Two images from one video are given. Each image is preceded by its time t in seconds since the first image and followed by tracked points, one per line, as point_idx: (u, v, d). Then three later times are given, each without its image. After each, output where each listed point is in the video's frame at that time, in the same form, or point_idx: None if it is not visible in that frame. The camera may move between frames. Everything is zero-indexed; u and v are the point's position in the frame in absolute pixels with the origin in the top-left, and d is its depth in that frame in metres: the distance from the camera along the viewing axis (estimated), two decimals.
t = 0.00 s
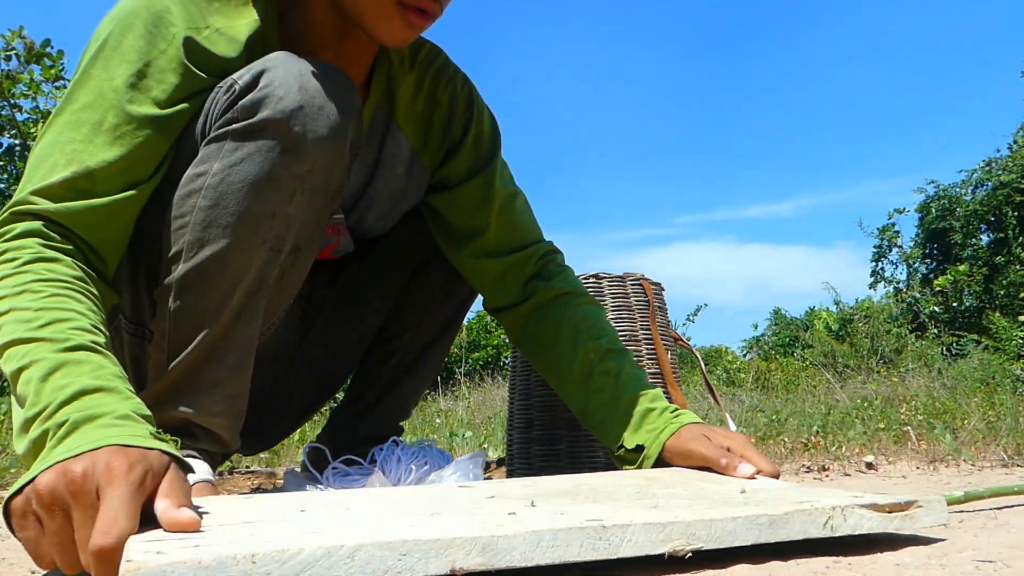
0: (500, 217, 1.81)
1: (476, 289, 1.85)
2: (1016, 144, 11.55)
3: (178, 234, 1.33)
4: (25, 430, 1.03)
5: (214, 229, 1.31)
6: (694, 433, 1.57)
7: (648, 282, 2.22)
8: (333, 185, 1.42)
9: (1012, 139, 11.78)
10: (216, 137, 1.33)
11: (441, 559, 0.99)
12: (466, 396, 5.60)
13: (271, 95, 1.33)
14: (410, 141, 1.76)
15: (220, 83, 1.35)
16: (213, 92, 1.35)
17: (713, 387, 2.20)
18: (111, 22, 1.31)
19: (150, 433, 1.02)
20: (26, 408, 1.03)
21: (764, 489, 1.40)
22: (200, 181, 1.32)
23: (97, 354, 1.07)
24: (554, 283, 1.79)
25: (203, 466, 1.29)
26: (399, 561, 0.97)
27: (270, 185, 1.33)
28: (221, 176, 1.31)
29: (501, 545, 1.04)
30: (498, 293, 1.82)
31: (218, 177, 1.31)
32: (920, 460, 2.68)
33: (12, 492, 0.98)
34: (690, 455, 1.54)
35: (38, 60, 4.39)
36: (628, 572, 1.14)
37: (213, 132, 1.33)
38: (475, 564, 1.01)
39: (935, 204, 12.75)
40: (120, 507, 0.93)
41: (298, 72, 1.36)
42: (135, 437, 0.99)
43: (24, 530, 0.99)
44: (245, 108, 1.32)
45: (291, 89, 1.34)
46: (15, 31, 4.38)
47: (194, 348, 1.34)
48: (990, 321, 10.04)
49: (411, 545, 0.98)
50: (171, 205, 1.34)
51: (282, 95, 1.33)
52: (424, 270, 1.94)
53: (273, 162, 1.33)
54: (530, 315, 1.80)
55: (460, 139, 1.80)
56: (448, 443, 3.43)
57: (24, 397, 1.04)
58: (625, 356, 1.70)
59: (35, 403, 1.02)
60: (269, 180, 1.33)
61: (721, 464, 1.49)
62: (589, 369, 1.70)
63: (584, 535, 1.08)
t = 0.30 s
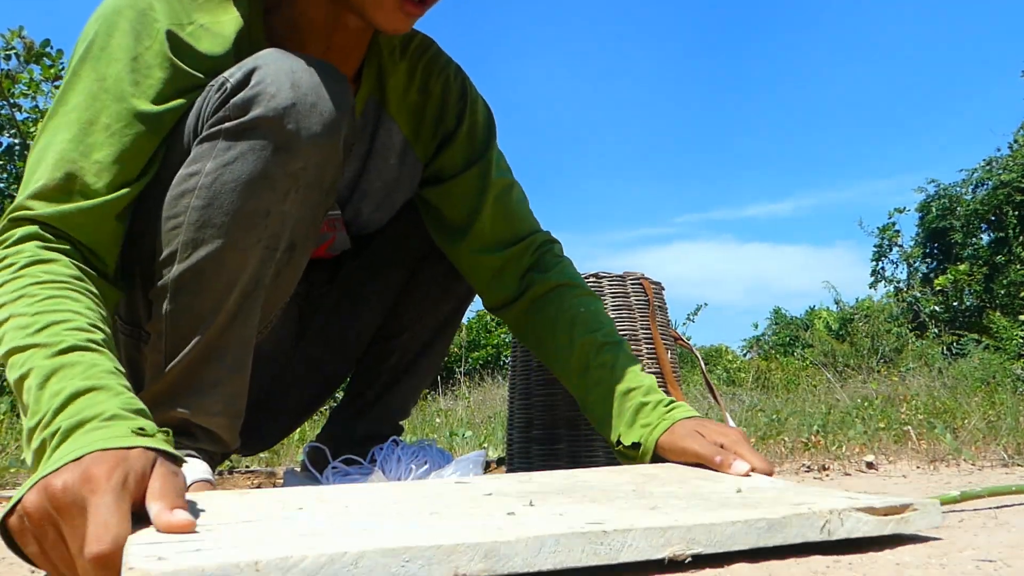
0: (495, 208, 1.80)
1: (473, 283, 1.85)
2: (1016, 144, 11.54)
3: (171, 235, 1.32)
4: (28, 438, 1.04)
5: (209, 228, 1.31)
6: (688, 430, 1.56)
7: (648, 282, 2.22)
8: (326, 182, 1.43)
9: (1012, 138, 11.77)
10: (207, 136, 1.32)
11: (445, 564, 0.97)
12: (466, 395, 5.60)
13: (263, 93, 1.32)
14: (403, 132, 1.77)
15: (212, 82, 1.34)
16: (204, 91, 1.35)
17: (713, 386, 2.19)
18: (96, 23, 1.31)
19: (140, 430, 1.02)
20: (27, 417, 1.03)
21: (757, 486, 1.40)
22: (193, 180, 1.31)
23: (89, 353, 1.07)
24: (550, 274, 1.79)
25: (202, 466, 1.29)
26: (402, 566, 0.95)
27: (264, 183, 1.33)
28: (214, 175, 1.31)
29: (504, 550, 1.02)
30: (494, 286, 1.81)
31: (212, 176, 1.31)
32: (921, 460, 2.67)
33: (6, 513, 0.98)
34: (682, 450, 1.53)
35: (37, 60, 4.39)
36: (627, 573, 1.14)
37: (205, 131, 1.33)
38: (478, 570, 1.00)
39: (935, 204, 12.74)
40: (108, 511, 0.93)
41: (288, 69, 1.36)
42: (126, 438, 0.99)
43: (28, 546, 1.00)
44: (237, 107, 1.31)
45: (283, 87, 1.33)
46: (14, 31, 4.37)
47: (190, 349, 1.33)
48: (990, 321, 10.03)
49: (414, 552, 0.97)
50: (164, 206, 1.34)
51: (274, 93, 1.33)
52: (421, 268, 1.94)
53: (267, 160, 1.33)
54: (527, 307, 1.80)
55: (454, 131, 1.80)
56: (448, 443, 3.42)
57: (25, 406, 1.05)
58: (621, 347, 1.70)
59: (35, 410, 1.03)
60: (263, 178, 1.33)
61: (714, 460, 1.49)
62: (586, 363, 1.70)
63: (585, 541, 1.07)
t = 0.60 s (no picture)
0: (491, 212, 1.80)
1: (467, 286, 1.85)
2: (1016, 144, 11.54)
3: (164, 231, 1.32)
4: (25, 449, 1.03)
5: (201, 225, 1.31)
6: (677, 453, 1.51)
7: (648, 282, 2.22)
8: (318, 177, 1.42)
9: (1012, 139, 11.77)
10: (197, 132, 1.32)
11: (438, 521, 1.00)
12: (466, 394, 5.59)
13: (252, 88, 1.32)
14: (397, 131, 1.76)
15: (200, 79, 1.34)
16: (193, 87, 1.34)
17: (713, 386, 2.19)
18: (88, 19, 1.32)
19: (150, 453, 1.03)
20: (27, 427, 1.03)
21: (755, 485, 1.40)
22: (183, 177, 1.31)
23: (95, 377, 1.07)
24: (546, 281, 1.79)
25: (202, 466, 1.29)
26: (397, 522, 0.97)
27: (254, 179, 1.33)
28: (205, 171, 1.30)
29: (496, 509, 1.05)
30: (488, 289, 1.82)
31: (202, 173, 1.30)
32: (920, 460, 2.67)
33: (6, 508, 0.99)
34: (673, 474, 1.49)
35: (37, 60, 4.39)
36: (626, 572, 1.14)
37: (194, 127, 1.32)
38: (470, 528, 1.02)
39: (935, 204, 12.74)
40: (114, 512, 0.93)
41: (277, 64, 1.36)
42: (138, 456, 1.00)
43: (14, 545, 1.00)
44: (226, 103, 1.31)
45: (271, 82, 1.33)
46: (14, 32, 4.37)
47: (184, 346, 1.33)
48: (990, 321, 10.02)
49: (408, 508, 0.99)
50: (156, 203, 1.33)
51: (262, 88, 1.32)
52: (419, 267, 1.95)
53: (257, 155, 1.32)
54: (521, 312, 1.80)
55: (449, 130, 1.80)
56: (448, 443, 3.42)
57: (24, 418, 1.05)
58: (617, 358, 1.70)
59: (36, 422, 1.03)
60: (253, 173, 1.33)
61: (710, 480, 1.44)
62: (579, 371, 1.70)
63: (575, 501, 1.10)
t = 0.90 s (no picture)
0: (497, 211, 1.80)
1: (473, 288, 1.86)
2: (1016, 144, 11.54)
3: (162, 227, 1.32)
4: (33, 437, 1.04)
5: (200, 219, 1.31)
6: (689, 440, 1.54)
7: (648, 282, 2.23)
8: (315, 172, 1.43)
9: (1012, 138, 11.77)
10: (194, 128, 1.32)
11: (439, 548, 1.00)
12: (465, 394, 5.58)
13: (248, 84, 1.32)
14: (400, 137, 1.76)
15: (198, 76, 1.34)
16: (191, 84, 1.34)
17: (713, 386, 2.19)
18: (93, 26, 1.33)
19: (151, 437, 1.02)
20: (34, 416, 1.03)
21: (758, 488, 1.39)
22: (182, 172, 1.31)
23: (99, 358, 1.07)
24: (553, 278, 1.79)
25: (203, 466, 1.29)
26: (397, 550, 0.98)
27: (252, 174, 1.33)
28: (203, 166, 1.31)
29: (499, 535, 1.05)
30: (494, 289, 1.82)
31: (200, 168, 1.31)
32: (920, 461, 2.67)
33: (9, 501, 0.99)
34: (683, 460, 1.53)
35: (38, 60, 4.39)
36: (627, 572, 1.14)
37: (192, 124, 1.32)
38: (472, 554, 1.02)
39: (935, 204, 12.74)
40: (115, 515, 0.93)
41: (274, 59, 1.36)
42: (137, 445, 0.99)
43: (22, 538, 1.00)
44: (222, 98, 1.31)
45: (267, 77, 1.33)
46: (15, 31, 4.38)
47: (183, 342, 1.33)
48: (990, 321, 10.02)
49: (409, 536, 0.99)
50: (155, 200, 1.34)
51: (259, 84, 1.32)
52: (423, 270, 1.94)
53: (254, 150, 1.32)
54: (529, 309, 1.80)
55: (451, 132, 1.81)
56: (448, 443, 3.42)
57: (32, 407, 1.05)
58: (627, 350, 1.69)
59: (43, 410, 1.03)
60: (251, 168, 1.33)
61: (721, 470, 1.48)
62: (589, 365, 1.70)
63: (580, 527, 1.09)
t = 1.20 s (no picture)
0: (492, 210, 1.80)
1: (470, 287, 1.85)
2: (1016, 144, 11.54)
3: (165, 228, 1.32)
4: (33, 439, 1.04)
5: (202, 220, 1.31)
6: (691, 435, 1.53)
7: (648, 282, 2.22)
8: (318, 173, 1.43)
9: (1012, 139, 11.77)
10: (197, 129, 1.32)
11: (439, 561, 0.98)
12: (465, 395, 5.58)
13: (251, 84, 1.32)
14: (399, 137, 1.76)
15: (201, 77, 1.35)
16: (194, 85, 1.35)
17: (714, 386, 2.18)
18: (91, 30, 1.32)
19: (151, 436, 1.02)
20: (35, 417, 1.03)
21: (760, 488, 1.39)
22: (184, 173, 1.31)
23: (98, 361, 1.07)
24: (550, 276, 1.79)
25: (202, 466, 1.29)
26: (397, 562, 0.96)
27: (254, 174, 1.33)
28: (205, 167, 1.31)
29: (500, 546, 1.03)
30: (491, 288, 1.82)
31: (203, 168, 1.31)
32: (920, 461, 2.67)
33: (9, 500, 0.99)
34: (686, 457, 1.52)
35: (37, 60, 4.39)
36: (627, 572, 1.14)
37: (194, 125, 1.33)
38: (473, 565, 1.01)
39: (935, 204, 12.75)
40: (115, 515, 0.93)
41: (276, 60, 1.36)
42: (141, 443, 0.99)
43: (21, 535, 1.00)
44: (225, 99, 1.31)
45: (270, 78, 1.33)
46: (14, 31, 4.38)
47: (185, 342, 1.33)
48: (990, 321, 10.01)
49: (409, 547, 0.97)
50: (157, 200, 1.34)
51: (262, 85, 1.32)
52: (423, 270, 1.94)
53: (256, 151, 1.32)
54: (525, 308, 1.79)
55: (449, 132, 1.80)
56: (448, 443, 3.42)
57: (32, 409, 1.05)
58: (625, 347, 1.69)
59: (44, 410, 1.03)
60: (254, 169, 1.33)
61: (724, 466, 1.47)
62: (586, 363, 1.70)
63: (582, 538, 1.08)
